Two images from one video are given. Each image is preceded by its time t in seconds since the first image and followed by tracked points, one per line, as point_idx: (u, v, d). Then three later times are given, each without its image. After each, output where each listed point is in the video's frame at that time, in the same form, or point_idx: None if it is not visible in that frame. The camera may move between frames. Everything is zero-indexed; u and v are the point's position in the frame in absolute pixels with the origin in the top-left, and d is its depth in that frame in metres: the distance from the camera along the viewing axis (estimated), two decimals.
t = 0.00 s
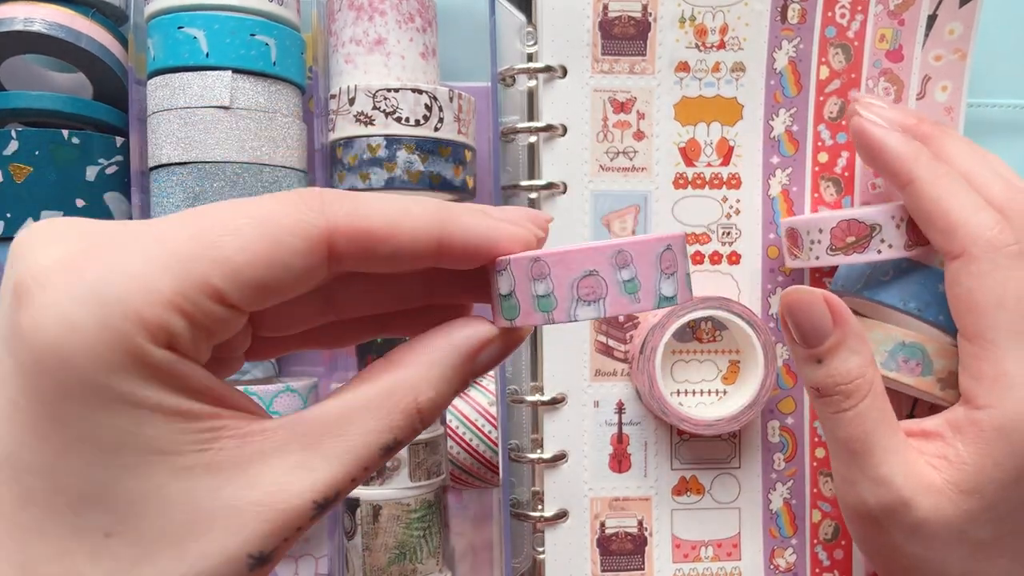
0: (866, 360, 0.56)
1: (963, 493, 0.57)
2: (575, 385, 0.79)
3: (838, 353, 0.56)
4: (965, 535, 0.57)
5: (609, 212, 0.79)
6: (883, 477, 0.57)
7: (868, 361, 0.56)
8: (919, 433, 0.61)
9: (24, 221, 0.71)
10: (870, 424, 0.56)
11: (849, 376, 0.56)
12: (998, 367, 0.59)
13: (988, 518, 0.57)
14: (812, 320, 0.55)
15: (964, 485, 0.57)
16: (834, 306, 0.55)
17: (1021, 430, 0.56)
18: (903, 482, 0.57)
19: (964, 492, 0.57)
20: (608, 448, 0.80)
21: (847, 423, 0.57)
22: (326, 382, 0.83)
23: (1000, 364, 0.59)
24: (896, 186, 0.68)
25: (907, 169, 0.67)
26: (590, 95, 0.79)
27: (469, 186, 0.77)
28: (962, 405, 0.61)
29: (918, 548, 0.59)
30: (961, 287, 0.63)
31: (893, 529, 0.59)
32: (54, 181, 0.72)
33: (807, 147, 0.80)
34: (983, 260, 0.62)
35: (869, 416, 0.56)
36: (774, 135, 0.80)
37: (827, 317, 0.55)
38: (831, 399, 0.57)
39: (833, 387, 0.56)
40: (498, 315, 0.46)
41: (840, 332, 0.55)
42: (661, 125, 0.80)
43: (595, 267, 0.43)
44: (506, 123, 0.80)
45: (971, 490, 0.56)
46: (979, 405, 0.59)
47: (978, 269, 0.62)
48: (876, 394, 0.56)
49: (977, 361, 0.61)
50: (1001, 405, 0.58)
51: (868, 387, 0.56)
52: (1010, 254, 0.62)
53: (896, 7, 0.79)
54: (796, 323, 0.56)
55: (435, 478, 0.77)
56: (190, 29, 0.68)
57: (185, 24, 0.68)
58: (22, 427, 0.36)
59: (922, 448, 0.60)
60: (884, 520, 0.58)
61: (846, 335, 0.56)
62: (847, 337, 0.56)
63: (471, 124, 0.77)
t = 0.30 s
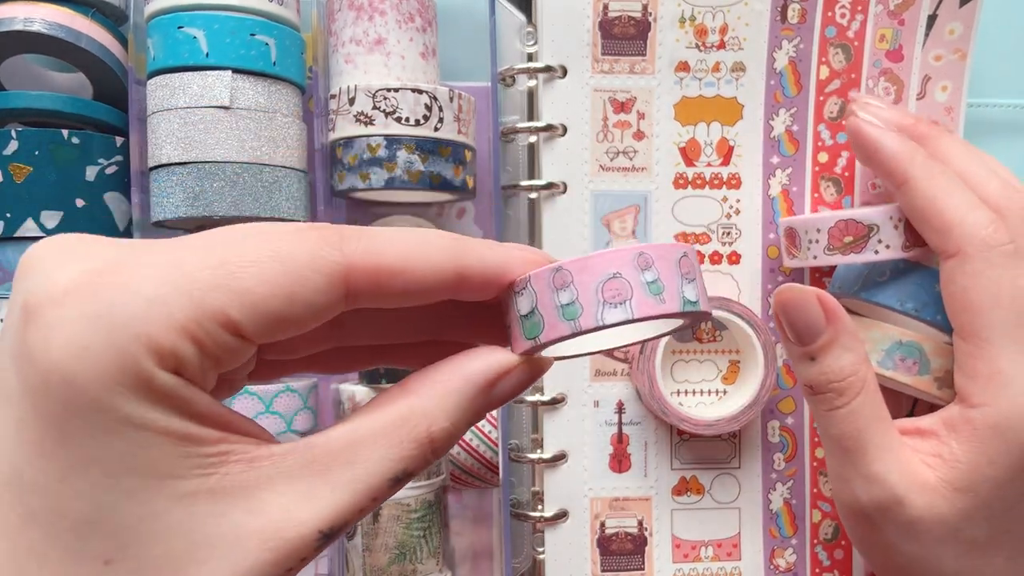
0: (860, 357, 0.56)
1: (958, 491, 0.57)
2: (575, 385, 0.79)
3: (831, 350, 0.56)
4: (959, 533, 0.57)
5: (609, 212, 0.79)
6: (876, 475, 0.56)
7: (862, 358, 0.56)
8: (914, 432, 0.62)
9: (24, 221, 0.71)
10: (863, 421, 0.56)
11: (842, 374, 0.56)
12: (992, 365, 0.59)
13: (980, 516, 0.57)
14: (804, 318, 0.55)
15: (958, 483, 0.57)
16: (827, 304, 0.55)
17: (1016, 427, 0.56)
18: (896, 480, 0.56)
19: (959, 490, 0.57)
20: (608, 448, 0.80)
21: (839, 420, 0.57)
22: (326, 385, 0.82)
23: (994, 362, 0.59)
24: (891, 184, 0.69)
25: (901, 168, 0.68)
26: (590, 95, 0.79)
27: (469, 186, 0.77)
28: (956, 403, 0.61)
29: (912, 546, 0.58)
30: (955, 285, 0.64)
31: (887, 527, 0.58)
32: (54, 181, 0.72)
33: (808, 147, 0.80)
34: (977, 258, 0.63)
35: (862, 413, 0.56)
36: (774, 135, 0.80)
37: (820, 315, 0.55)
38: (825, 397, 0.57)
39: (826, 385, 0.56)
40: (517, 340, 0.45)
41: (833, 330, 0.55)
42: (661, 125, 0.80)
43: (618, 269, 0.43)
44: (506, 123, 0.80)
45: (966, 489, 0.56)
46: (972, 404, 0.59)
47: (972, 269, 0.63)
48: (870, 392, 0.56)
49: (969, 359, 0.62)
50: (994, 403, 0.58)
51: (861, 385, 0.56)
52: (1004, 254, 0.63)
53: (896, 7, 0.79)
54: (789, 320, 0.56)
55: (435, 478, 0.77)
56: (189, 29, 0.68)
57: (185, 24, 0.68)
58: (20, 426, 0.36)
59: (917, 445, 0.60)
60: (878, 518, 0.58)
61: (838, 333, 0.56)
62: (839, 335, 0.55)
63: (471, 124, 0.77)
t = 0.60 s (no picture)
0: (856, 352, 0.57)
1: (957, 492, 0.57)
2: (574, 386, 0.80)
3: (827, 344, 0.57)
4: (956, 533, 0.58)
5: (609, 212, 0.79)
6: (870, 470, 0.57)
7: (857, 353, 0.57)
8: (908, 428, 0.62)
9: (23, 222, 0.71)
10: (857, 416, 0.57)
11: (837, 367, 0.57)
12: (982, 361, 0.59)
13: (975, 514, 0.57)
14: (800, 310, 0.56)
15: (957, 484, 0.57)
16: (822, 297, 0.56)
17: (1000, 422, 0.56)
18: (890, 476, 0.57)
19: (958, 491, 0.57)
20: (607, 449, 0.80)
21: (834, 413, 0.58)
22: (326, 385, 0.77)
23: (982, 358, 0.59)
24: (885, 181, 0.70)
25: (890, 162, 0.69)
26: (590, 95, 0.79)
27: (469, 186, 0.77)
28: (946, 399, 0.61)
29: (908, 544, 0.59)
30: (945, 283, 0.64)
31: (877, 520, 0.59)
32: (52, 180, 0.72)
33: (807, 147, 0.80)
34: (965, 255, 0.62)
35: (857, 406, 0.57)
36: (774, 135, 0.80)
37: (817, 308, 0.56)
38: (820, 389, 0.58)
39: (821, 378, 0.57)
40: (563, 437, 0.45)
41: (829, 323, 0.56)
42: (661, 125, 0.80)
43: (668, 429, 0.47)
44: (506, 123, 0.81)
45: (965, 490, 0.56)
46: (961, 400, 0.59)
47: (960, 265, 0.63)
48: (863, 383, 0.57)
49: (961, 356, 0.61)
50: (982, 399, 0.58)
51: (855, 378, 0.57)
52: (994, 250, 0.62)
53: (895, 7, 0.79)
54: (786, 313, 0.57)
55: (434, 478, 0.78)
56: (190, 29, 0.68)
57: (185, 24, 0.68)
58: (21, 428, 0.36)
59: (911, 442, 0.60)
60: (874, 513, 0.59)
61: (835, 326, 0.56)
62: (836, 328, 0.56)
63: (471, 124, 0.77)
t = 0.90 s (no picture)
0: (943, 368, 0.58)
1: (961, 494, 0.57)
2: (575, 385, 0.80)
3: (922, 357, 0.57)
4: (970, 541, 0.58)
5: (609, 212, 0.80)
6: (931, 486, 0.58)
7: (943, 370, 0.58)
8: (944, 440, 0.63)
9: (25, 222, 0.72)
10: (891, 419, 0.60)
11: (926, 381, 0.57)
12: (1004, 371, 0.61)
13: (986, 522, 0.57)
14: (907, 320, 0.55)
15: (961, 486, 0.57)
16: (929, 311, 0.56)
17: None
18: (947, 492, 0.58)
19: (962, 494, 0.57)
20: (608, 448, 0.80)
21: (913, 428, 0.58)
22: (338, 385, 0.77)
23: (1004, 368, 0.61)
24: (903, 188, 0.70)
25: (909, 170, 0.68)
26: (590, 95, 0.79)
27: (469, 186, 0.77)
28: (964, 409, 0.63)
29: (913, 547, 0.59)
30: (968, 294, 0.64)
31: (923, 536, 0.60)
32: (55, 181, 0.72)
33: (807, 148, 0.81)
34: (991, 265, 0.63)
35: (935, 424, 0.58)
36: (774, 135, 0.81)
37: (922, 320, 0.56)
38: (904, 402, 0.58)
39: (909, 390, 0.58)
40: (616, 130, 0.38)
41: (930, 337, 0.57)
42: (661, 125, 0.80)
43: (711, 179, 0.37)
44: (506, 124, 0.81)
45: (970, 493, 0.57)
46: (982, 411, 0.61)
47: (985, 275, 0.64)
48: (942, 403, 0.58)
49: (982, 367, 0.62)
50: (1005, 409, 0.59)
51: (941, 394, 0.58)
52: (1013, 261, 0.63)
53: (895, 7, 0.79)
54: (889, 321, 0.56)
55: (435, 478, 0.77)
56: (191, 29, 0.69)
57: (186, 25, 0.69)
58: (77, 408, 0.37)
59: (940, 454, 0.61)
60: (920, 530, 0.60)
61: (932, 339, 0.57)
62: (933, 342, 0.57)
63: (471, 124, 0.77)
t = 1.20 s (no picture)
0: (914, 387, 0.63)
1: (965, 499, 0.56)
2: (575, 386, 0.79)
3: (891, 376, 0.63)
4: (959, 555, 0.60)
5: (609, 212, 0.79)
6: (918, 505, 0.62)
7: (914, 390, 0.63)
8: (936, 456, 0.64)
9: (22, 221, 0.71)
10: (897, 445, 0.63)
11: (899, 400, 0.62)
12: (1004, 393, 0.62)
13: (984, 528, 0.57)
14: (874, 340, 0.62)
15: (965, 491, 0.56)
16: (892, 329, 0.62)
17: (1023, 455, 0.60)
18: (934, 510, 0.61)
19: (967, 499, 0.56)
20: (608, 448, 0.80)
21: (891, 446, 0.63)
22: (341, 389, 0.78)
23: (1005, 390, 0.62)
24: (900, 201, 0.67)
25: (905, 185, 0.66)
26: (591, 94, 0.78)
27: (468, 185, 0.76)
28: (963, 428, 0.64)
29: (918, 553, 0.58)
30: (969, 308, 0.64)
31: (916, 554, 0.63)
32: (53, 180, 0.72)
33: (808, 147, 0.80)
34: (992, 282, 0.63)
35: (913, 441, 0.63)
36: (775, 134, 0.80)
37: (886, 339, 0.62)
38: (879, 421, 0.63)
39: (882, 410, 0.63)
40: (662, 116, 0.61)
41: (893, 355, 0.63)
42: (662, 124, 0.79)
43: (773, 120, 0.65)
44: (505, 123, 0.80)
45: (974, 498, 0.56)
46: (982, 431, 0.62)
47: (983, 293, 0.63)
48: (917, 421, 0.63)
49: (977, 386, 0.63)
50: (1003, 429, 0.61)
51: (914, 411, 0.63)
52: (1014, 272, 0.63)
53: (897, 6, 0.79)
54: (859, 341, 0.62)
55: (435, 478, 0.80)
56: (189, 28, 0.68)
57: (184, 23, 0.68)
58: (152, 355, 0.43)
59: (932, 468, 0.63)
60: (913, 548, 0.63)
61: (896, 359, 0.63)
62: (898, 360, 0.63)
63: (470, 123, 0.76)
